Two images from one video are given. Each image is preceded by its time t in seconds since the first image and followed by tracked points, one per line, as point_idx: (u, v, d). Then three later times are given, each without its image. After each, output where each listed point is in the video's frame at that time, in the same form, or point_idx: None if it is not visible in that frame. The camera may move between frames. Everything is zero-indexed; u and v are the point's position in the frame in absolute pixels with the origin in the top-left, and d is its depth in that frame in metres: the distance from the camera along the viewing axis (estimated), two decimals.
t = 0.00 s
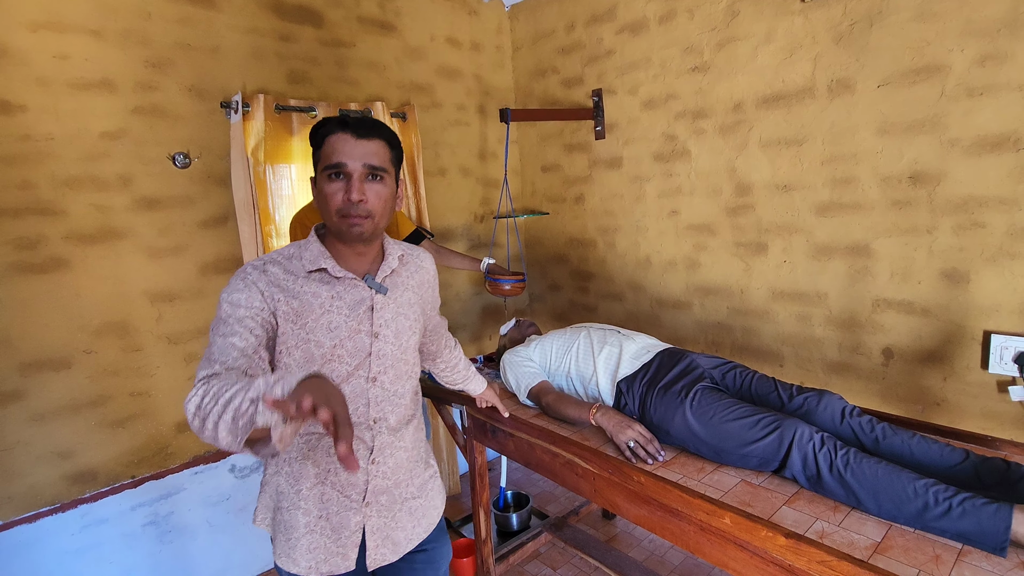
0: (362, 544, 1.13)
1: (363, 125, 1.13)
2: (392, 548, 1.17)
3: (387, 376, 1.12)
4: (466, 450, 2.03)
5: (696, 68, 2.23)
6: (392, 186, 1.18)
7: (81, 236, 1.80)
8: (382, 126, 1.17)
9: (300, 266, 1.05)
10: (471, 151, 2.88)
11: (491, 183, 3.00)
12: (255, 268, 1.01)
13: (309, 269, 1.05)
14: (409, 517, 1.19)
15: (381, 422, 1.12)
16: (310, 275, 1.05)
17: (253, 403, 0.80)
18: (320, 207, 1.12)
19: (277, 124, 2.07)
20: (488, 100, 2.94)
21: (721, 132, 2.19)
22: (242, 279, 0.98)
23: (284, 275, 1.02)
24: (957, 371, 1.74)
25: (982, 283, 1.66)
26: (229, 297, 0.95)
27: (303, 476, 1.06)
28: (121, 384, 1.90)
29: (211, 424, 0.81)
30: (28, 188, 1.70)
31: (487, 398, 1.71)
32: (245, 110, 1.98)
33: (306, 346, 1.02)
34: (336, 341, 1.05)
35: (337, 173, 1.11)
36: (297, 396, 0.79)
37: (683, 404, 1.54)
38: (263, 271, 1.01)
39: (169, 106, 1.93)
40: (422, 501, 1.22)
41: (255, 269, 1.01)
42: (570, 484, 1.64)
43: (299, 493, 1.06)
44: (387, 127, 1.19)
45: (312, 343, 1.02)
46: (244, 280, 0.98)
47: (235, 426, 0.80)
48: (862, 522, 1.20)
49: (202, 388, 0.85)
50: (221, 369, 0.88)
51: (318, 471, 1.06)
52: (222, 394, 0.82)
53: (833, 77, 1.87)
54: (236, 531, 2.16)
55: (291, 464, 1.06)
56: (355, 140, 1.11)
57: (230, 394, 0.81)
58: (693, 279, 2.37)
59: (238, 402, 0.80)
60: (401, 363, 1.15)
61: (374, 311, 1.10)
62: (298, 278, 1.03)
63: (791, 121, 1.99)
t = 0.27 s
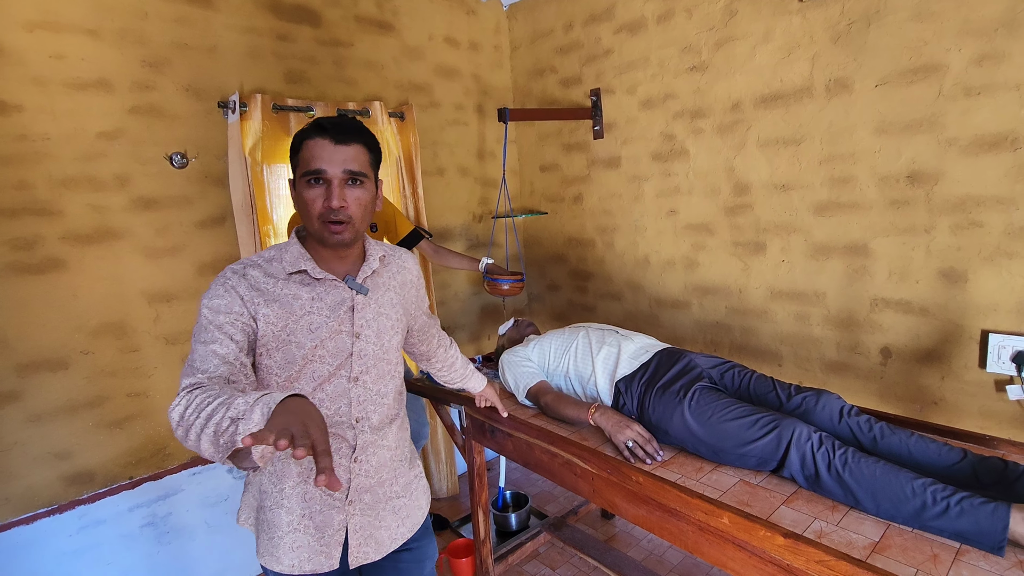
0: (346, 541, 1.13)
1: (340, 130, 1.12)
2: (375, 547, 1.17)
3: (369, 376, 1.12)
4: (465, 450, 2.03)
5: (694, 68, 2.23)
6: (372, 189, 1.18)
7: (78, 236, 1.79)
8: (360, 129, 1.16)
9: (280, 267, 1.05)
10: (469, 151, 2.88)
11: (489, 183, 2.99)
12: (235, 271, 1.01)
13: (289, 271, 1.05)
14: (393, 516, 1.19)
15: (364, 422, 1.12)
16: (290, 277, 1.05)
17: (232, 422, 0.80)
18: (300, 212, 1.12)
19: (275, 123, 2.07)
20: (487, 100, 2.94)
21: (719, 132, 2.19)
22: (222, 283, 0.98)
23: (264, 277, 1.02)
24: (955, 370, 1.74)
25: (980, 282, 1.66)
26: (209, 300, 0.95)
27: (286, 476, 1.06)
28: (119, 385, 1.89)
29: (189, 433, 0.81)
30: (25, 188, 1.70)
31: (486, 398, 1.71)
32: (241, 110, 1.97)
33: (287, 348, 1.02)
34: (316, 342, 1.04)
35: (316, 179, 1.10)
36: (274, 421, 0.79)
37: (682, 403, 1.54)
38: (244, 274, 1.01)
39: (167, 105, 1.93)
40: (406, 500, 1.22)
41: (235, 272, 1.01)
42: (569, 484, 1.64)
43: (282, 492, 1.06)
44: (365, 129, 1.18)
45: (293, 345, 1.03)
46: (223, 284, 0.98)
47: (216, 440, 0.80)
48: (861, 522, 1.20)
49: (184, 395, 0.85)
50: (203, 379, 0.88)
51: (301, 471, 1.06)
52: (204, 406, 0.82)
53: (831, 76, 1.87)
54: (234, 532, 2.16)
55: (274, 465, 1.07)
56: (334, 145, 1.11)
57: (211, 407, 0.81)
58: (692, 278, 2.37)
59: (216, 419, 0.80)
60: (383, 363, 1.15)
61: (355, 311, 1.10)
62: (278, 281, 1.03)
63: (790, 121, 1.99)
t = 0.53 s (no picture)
0: (338, 539, 1.13)
1: (322, 128, 1.13)
2: (367, 545, 1.17)
3: (357, 372, 1.13)
4: (464, 449, 2.03)
5: (692, 67, 2.23)
6: (355, 186, 1.19)
7: (75, 235, 1.79)
8: (342, 128, 1.17)
9: (265, 267, 1.05)
10: (467, 150, 2.87)
11: (487, 182, 2.99)
12: (221, 272, 1.01)
13: (275, 270, 1.05)
14: (385, 513, 1.19)
15: (353, 418, 1.13)
16: (275, 276, 1.05)
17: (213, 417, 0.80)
18: (284, 210, 1.13)
19: (273, 122, 2.06)
20: (485, 99, 2.93)
21: (717, 130, 2.19)
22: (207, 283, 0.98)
23: (249, 277, 1.03)
24: (952, 368, 1.74)
25: (977, 280, 1.66)
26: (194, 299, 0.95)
27: (276, 474, 1.06)
28: (116, 385, 1.89)
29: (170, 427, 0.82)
30: (21, 187, 1.69)
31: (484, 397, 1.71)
32: (239, 109, 1.97)
33: (274, 345, 1.03)
34: (303, 340, 1.05)
35: (299, 176, 1.11)
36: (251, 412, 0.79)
37: (680, 402, 1.54)
38: (229, 274, 1.01)
39: (164, 104, 1.92)
40: (397, 498, 1.22)
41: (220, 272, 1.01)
42: (567, 483, 1.64)
43: (273, 491, 1.06)
44: (348, 128, 1.19)
45: (280, 343, 1.03)
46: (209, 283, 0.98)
47: (200, 435, 0.81)
48: (858, 520, 1.20)
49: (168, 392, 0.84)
50: (187, 376, 0.88)
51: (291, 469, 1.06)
52: (187, 403, 0.82)
53: (829, 75, 1.87)
54: (232, 532, 2.16)
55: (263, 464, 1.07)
56: (315, 142, 1.12)
57: (194, 404, 0.81)
58: (690, 277, 2.37)
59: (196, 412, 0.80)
60: (371, 359, 1.16)
61: (340, 308, 1.11)
62: (264, 280, 1.03)
63: (788, 119, 1.99)
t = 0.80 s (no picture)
0: (335, 534, 1.14)
1: (303, 124, 1.13)
2: (361, 540, 1.18)
3: (350, 365, 1.13)
4: (460, 447, 2.02)
5: (690, 64, 2.23)
6: (339, 182, 1.18)
7: (70, 234, 1.78)
8: (324, 124, 1.17)
9: (253, 264, 1.04)
10: (464, 148, 2.87)
11: (485, 180, 2.99)
12: (207, 268, 0.99)
13: (263, 267, 1.04)
14: (376, 507, 1.21)
15: (348, 411, 1.13)
16: (264, 272, 1.04)
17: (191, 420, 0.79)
18: (267, 206, 1.12)
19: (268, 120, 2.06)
20: (482, 97, 2.93)
21: (714, 128, 2.19)
22: (193, 280, 0.95)
23: (238, 274, 1.01)
24: (948, 366, 1.74)
25: (973, 278, 1.66)
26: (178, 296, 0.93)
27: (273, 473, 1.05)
28: (112, 383, 1.88)
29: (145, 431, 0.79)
30: (16, 185, 1.68)
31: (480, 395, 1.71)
32: (235, 106, 1.95)
33: (268, 341, 1.02)
34: (297, 334, 1.05)
35: (282, 171, 1.11)
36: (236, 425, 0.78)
37: (677, 400, 1.54)
38: (216, 271, 0.99)
39: (159, 102, 1.91)
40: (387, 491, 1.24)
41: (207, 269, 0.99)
42: (564, 481, 1.64)
43: (270, 489, 1.06)
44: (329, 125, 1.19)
45: (274, 339, 1.02)
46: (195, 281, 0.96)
47: (169, 436, 0.78)
48: (855, 517, 1.20)
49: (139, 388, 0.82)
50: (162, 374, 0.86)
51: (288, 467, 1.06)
52: (159, 400, 0.80)
53: (826, 73, 1.87)
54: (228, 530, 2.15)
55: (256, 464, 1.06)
56: (298, 137, 1.12)
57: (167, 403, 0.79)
58: (687, 275, 2.37)
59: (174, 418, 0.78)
60: (363, 351, 1.17)
61: (332, 302, 1.11)
62: (253, 276, 1.02)
63: (785, 117, 1.99)
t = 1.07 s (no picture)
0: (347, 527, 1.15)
1: (299, 121, 1.15)
2: (369, 531, 1.20)
3: (356, 359, 1.16)
4: (459, 445, 2.02)
5: (688, 63, 2.23)
6: (335, 177, 1.19)
7: (67, 232, 1.77)
8: (320, 121, 1.19)
9: (255, 262, 1.04)
10: (463, 146, 2.87)
11: (483, 179, 2.98)
12: (208, 267, 0.98)
13: (265, 265, 1.05)
14: (380, 499, 1.23)
15: (356, 405, 1.15)
16: (267, 270, 1.05)
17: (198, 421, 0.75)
18: (263, 202, 1.13)
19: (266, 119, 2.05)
20: (480, 95, 2.93)
21: (713, 127, 2.19)
22: (196, 279, 0.94)
23: (241, 273, 1.00)
24: (945, 364, 1.75)
25: (970, 277, 1.67)
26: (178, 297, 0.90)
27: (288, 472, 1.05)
28: (109, 382, 1.88)
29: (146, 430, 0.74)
30: (12, 183, 1.68)
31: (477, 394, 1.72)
32: (233, 105, 1.95)
33: (277, 338, 1.02)
34: (307, 331, 1.06)
35: (278, 166, 1.12)
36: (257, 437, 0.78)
37: (675, 398, 1.54)
38: (219, 270, 0.98)
39: (156, 100, 1.91)
40: (388, 484, 1.26)
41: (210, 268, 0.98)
42: (562, 480, 1.64)
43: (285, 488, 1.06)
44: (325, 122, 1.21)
45: (284, 335, 1.03)
46: (199, 282, 0.94)
47: (162, 433, 0.74)
48: (851, 515, 1.20)
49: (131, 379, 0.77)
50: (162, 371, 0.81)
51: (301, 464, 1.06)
52: (157, 394, 0.76)
53: (824, 72, 1.87)
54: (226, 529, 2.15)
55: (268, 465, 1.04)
56: (294, 133, 1.13)
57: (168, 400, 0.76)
58: (685, 274, 2.37)
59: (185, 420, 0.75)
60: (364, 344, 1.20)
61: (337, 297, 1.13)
62: (256, 274, 1.02)
63: (783, 116, 1.99)
